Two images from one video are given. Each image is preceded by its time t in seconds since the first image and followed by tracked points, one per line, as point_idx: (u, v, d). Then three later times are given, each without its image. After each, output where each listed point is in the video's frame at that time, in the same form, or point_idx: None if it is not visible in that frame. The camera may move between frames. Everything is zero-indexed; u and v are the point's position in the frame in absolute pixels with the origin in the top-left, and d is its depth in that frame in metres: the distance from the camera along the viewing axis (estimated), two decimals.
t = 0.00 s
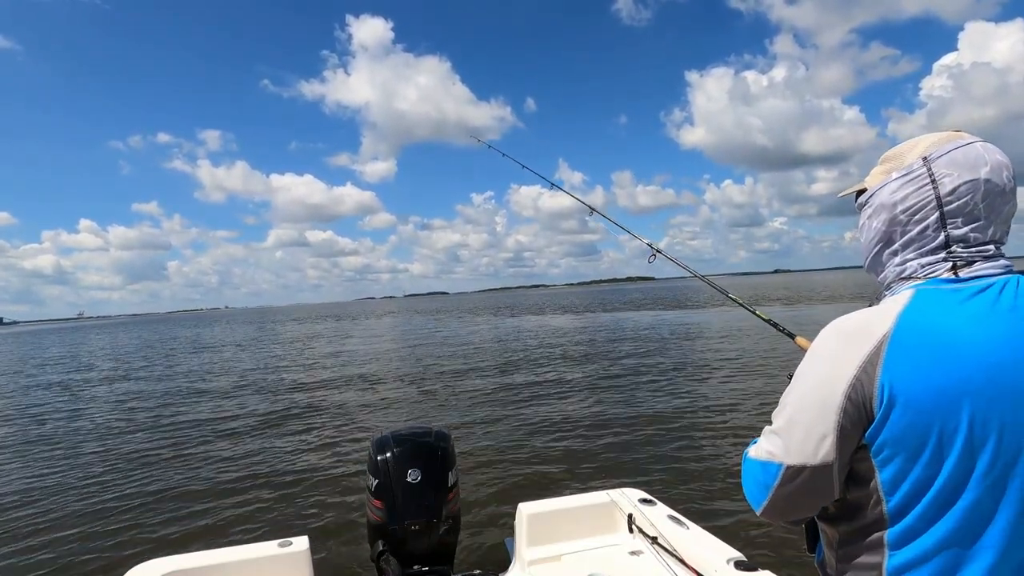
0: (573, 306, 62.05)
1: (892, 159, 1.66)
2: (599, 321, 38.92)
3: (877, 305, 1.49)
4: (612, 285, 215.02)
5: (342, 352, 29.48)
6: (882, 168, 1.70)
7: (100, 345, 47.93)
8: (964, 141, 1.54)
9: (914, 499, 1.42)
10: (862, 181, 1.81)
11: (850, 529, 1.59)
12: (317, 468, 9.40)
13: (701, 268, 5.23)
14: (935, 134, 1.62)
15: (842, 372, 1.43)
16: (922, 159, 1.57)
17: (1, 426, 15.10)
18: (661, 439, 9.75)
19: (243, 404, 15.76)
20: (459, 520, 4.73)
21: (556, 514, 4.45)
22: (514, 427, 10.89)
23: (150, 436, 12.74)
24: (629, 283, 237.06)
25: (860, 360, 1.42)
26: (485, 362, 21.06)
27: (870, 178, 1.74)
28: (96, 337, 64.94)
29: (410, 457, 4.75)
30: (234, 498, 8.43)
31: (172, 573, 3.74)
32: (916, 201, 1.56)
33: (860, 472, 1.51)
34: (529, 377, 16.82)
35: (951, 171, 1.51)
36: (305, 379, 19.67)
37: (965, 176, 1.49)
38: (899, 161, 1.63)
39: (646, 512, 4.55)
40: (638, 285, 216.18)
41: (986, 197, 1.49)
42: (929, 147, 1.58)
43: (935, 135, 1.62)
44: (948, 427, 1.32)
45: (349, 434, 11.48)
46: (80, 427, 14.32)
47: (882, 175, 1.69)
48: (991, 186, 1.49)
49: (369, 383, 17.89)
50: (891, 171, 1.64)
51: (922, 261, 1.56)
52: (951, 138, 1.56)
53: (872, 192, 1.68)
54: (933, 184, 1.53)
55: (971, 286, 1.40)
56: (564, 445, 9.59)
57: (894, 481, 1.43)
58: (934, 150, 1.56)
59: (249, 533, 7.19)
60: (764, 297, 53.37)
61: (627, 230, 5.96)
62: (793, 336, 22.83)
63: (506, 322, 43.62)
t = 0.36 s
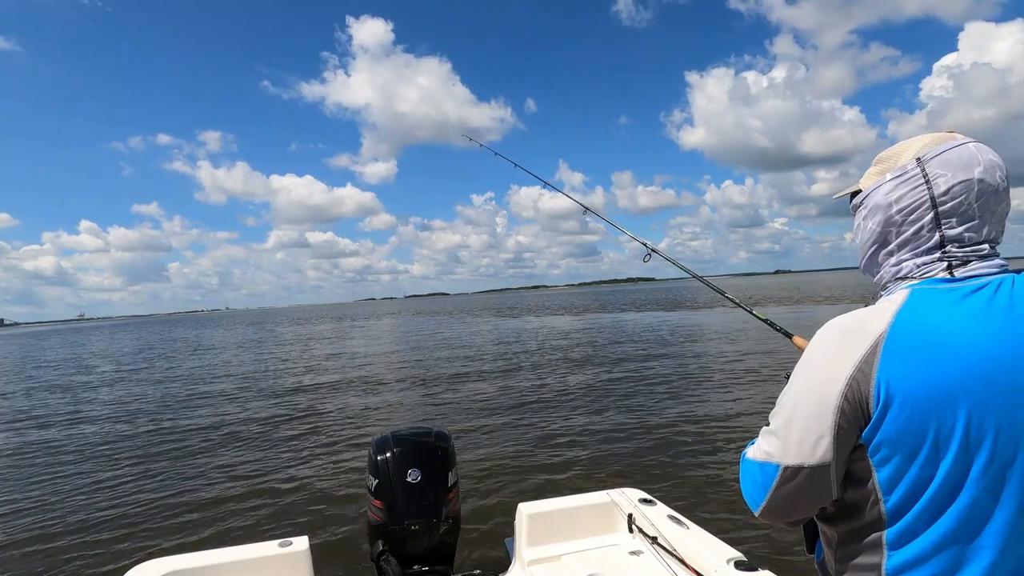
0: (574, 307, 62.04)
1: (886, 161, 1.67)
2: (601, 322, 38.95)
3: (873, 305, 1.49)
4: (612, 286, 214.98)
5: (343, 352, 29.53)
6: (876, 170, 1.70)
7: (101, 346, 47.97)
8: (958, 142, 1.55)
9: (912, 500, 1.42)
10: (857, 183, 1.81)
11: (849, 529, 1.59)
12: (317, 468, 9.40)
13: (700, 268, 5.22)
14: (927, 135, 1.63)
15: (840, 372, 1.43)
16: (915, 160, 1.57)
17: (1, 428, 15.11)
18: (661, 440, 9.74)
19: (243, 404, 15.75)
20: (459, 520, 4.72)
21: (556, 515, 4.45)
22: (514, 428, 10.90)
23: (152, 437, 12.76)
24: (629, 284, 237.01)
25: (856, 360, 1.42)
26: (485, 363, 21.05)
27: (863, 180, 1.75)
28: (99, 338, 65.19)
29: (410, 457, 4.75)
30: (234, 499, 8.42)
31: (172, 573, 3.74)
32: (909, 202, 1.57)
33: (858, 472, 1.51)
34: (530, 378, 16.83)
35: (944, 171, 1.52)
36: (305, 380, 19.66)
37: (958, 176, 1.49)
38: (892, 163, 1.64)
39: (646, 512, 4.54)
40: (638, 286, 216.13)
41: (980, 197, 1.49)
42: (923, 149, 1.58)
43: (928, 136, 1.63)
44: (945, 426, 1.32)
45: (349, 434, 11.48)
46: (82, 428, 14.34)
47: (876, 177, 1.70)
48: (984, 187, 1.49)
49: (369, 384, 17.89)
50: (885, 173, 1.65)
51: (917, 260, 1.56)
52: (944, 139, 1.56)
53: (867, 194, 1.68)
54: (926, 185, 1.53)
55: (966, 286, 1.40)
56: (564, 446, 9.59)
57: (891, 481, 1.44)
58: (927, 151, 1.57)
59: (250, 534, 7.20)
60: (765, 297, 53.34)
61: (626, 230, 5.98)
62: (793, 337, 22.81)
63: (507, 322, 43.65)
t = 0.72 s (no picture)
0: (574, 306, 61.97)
1: (888, 161, 1.66)
2: (601, 321, 38.89)
3: (875, 305, 1.48)
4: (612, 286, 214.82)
5: (343, 352, 29.50)
6: (878, 169, 1.69)
7: (102, 346, 47.94)
8: (961, 141, 1.53)
9: (914, 502, 1.41)
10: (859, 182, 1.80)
11: (849, 531, 1.58)
12: (318, 468, 9.40)
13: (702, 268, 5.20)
14: (929, 134, 1.62)
15: (841, 373, 1.42)
16: (918, 160, 1.56)
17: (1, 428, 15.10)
18: (662, 439, 9.73)
19: (243, 404, 15.73)
20: (459, 520, 4.72)
21: (556, 515, 4.44)
22: (514, 427, 10.89)
23: (152, 437, 12.75)
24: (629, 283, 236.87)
25: (858, 361, 1.41)
26: (486, 362, 21.02)
27: (865, 179, 1.73)
28: (100, 337, 65.14)
29: (410, 457, 4.75)
30: (235, 499, 8.42)
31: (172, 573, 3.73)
32: (912, 202, 1.56)
33: (859, 474, 1.50)
34: (530, 377, 16.81)
35: (948, 171, 1.50)
36: (306, 380, 19.64)
37: (962, 176, 1.48)
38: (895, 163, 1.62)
39: (646, 512, 4.53)
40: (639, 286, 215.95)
41: (984, 197, 1.48)
42: (926, 148, 1.57)
43: (930, 135, 1.62)
44: (948, 429, 1.31)
45: (349, 434, 11.47)
46: (83, 428, 14.34)
47: (878, 177, 1.68)
48: (987, 187, 1.49)
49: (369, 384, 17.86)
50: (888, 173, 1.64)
51: (920, 261, 1.55)
52: (946, 138, 1.55)
53: (869, 194, 1.67)
54: (929, 185, 1.52)
55: (970, 287, 1.39)
56: (565, 446, 9.58)
57: (892, 483, 1.43)
58: (930, 151, 1.56)
59: (250, 534, 7.19)
60: (766, 296, 53.24)
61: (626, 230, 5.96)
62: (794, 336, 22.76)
63: (508, 321, 43.57)
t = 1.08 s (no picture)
0: (574, 305, 61.96)
1: (891, 160, 1.64)
2: (601, 320, 38.84)
3: (879, 309, 1.47)
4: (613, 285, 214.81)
5: (343, 351, 29.45)
6: (881, 169, 1.68)
7: (100, 345, 47.92)
8: (967, 140, 1.52)
9: (916, 508, 1.41)
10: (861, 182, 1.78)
11: (849, 535, 1.57)
12: (318, 467, 9.40)
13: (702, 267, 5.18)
14: (933, 133, 1.61)
15: (844, 377, 1.41)
16: (923, 160, 1.55)
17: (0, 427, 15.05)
18: (661, 439, 9.73)
19: (243, 403, 15.72)
20: (459, 520, 4.71)
21: (556, 514, 4.44)
22: (514, 427, 10.89)
23: (152, 436, 12.73)
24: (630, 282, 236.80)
25: (863, 366, 1.40)
26: (485, 361, 20.99)
27: (868, 179, 1.72)
28: (99, 336, 65.08)
29: (411, 457, 4.74)
30: (234, 498, 8.41)
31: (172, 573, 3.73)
32: (919, 204, 1.54)
33: (863, 479, 1.49)
34: (529, 376, 16.81)
35: (954, 172, 1.49)
36: (305, 379, 19.63)
37: (969, 176, 1.47)
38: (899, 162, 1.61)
39: (646, 512, 4.53)
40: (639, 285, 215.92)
41: (990, 197, 1.47)
42: (930, 148, 1.56)
43: (933, 134, 1.61)
44: (954, 437, 1.30)
45: (348, 434, 11.47)
46: (82, 427, 14.33)
47: (881, 177, 1.67)
48: (994, 187, 1.47)
49: (369, 383, 17.85)
50: (891, 173, 1.63)
51: (926, 263, 1.54)
52: (952, 137, 1.54)
53: (872, 194, 1.66)
54: (936, 186, 1.51)
55: (977, 291, 1.38)
56: (565, 445, 9.57)
57: (896, 489, 1.42)
58: (935, 151, 1.54)
59: (250, 533, 7.20)
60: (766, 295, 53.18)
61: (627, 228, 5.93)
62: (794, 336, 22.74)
63: (507, 321, 43.52)
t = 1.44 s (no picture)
0: (574, 306, 61.97)
1: (885, 164, 1.64)
2: (601, 321, 38.89)
3: (879, 312, 1.46)
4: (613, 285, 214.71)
5: (343, 351, 29.45)
6: (875, 172, 1.67)
7: (100, 345, 47.91)
8: (960, 141, 1.52)
9: (918, 509, 1.40)
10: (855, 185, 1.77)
11: (851, 535, 1.57)
12: (318, 467, 9.40)
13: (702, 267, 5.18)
14: (926, 135, 1.61)
15: (845, 379, 1.41)
16: (917, 162, 1.54)
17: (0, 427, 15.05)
18: (661, 439, 9.72)
19: (243, 403, 15.72)
20: (459, 520, 4.70)
21: (556, 514, 4.43)
22: (514, 427, 10.88)
23: (153, 435, 12.75)
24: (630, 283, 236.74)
25: (863, 368, 1.39)
26: (486, 362, 21.00)
27: (862, 182, 1.71)
28: (101, 336, 65.26)
29: (410, 457, 4.74)
30: (234, 498, 8.41)
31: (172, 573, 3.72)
32: (914, 206, 1.54)
33: (865, 481, 1.48)
34: (530, 377, 16.81)
35: (949, 174, 1.49)
36: (305, 379, 19.63)
37: (963, 178, 1.47)
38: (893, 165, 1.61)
39: (646, 512, 4.52)
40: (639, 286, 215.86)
41: (984, 198, 1.47)
42: (923, 150, 1.56)
43: (926, 136, 1.60)
44: (954, 439, 1.30)
45: (348, 433, 11.47)
46: (82, 426, 14.33)
47: (875, 180, 1.66)
48: (988, 188, 1.47)
49: (369, 383, 17.85)
50: (886, 175, 1.62)
51: (924, 264, 1.53)
52: (945, 139, 1.54)
53: (867, 197, 1.65)
54: (930, 189, 1.51)
55: (975, 292, 1.37)
56: (565, 445, 9.56)
57: (898, 491, 1.42)
58: (927, 153, 1.54)
59: (249, 533, 7.19)
60: (767, 296, 53.21)
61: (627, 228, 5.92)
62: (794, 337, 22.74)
63: (507, 321, 43.52)
